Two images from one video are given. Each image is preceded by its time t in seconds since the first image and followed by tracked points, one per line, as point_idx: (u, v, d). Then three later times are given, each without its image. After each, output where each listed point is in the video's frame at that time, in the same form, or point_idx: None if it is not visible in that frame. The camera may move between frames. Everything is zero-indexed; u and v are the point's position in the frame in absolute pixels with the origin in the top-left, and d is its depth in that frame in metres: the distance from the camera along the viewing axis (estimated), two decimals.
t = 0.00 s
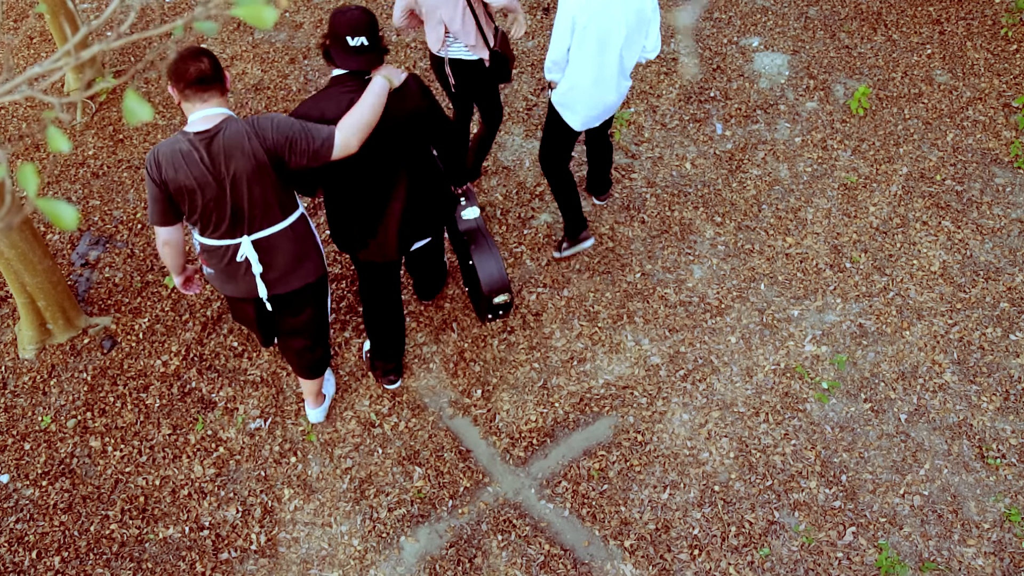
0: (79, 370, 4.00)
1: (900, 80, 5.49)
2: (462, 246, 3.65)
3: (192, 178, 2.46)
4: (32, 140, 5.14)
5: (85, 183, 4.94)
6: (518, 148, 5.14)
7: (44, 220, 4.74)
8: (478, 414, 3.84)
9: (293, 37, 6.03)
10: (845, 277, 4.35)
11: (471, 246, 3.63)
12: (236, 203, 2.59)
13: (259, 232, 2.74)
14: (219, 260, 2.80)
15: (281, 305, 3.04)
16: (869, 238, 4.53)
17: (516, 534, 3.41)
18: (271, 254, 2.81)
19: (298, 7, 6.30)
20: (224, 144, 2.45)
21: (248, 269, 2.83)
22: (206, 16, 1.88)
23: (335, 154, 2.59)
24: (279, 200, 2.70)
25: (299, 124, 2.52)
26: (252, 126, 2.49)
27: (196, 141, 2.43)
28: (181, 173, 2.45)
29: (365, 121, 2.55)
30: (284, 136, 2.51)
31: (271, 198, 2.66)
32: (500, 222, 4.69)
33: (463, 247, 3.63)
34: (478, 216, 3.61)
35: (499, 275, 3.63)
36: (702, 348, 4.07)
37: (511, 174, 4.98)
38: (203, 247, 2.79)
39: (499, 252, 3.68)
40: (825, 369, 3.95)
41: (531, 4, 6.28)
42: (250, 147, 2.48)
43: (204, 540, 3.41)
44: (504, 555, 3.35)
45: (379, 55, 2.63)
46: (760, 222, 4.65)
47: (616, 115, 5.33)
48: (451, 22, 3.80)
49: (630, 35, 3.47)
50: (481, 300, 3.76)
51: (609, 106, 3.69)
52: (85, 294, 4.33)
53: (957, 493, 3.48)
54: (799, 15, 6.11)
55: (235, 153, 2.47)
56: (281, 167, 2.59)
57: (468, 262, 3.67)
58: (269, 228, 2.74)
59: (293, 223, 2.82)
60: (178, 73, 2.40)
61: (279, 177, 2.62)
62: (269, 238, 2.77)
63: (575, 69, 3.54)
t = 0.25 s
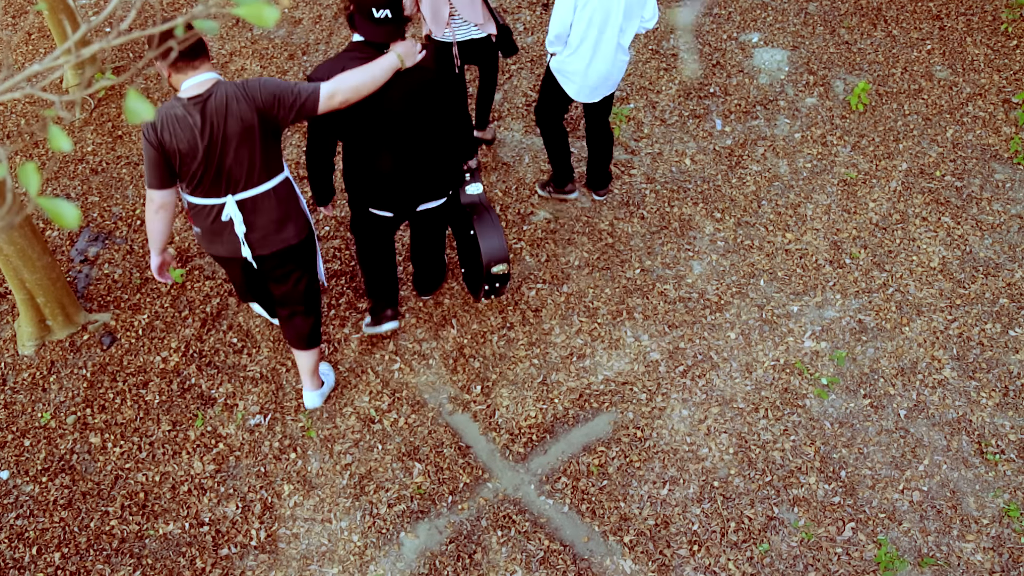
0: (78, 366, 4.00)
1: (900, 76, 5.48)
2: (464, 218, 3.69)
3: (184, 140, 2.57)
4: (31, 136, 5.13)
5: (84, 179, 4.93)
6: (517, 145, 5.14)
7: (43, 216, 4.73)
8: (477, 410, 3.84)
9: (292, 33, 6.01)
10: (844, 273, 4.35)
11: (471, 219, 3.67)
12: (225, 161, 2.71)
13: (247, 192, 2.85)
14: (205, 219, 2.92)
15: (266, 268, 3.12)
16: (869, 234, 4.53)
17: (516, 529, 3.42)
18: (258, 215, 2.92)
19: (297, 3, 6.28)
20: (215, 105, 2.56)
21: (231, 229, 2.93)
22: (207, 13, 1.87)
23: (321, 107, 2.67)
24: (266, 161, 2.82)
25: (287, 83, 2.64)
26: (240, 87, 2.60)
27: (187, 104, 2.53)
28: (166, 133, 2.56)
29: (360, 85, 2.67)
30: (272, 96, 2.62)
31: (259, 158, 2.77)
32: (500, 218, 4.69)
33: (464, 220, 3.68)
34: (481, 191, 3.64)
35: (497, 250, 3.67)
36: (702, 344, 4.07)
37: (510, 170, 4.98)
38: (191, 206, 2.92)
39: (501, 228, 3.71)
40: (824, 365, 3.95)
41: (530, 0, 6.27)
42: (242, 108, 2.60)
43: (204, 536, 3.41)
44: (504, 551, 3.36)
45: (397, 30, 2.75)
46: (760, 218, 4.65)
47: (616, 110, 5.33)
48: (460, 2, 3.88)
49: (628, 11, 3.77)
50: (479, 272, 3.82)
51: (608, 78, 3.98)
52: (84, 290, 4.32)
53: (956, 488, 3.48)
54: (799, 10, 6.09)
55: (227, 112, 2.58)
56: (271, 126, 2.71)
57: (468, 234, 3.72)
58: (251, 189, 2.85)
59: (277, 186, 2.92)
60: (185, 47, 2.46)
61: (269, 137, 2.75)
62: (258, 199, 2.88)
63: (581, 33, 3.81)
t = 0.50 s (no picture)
0: (78, 359, 4.00)
1: (902, 69, 5.46)
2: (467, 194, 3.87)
3: (177, 96, 2.66)
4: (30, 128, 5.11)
5: (83, 171, 4.91)
6: (517, 137, 5.12)
7: (42, 209, 4.72)
8: (477, 403, 3.84)
9: (291, 25, 5.98)
10: (844, 266, 4.34)
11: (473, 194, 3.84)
12: (216, 120, 2.80)
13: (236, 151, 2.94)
14: (193, 176, 3.01)
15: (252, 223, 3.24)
16: (869, 227, 4.52)
17: (516, 522, 3.43)
18: (244, 172, 3.02)
19: None
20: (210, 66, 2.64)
21: (220, 186, 3.04)
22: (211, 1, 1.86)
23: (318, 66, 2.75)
24: (256, 121, 2.91)
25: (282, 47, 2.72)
26: (234, 48, 2.68)
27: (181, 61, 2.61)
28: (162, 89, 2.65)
29: (355, 47, 2.71)
30: (267, 60, 2.71)
31: (248, 118, 2.86)
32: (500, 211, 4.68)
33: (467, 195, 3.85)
34: (483, 167, 3.84)
35: (499, 223, 3.81)
36: (702, 337, 4.07)
37: (510, 162, 4.96)
38: (180, 163, 3.01)
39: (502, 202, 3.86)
40: (824, 358, 3.95)
41: None
42: (237, 70, 2.68)
43: (205, 528, 3.42)
44: (504, 543, 3.36)
45: None
46: (760, 211, 4.64)
47: (616, 103, 5.30)
48: None
49: None
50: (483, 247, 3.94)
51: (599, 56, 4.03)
52: (84, 282, 4.32)
53: (955, 482, 3.49)
54: (801, 2, 6.06)
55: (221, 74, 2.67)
56: (263, 88, 2.80)
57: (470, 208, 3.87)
58: (239, 149, 2.94)
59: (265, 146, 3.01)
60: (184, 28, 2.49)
61: (261, 99, 2.84)
62: (246, 157, 2.99)
63: (570, 12, 3.88)
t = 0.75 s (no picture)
0: (78, 351, 3.99)
1: (903, 61, 5.43)
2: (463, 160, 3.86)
3: (180, 62, 2.73)
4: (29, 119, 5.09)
5: (82, 163, 4.90)
6: (518, 129, 5.10)
7: (41, 200, 4.71)
8: (477, 394, 3.84)
9: (291, 16, 5.95)
10: (845, 258, 4.34)
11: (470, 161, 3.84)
12: (218, 87, 2.87)
13: (239, 118, 3.02)
14: (199, 145, 3.07)
15: (257, 188, 3.33)
16: (869, 220, 4.51)
17: (516, 513, 3.43)
18: (246, 139, 3.11)
19: None
20: (214, 35, 2.71)
21: (225, 154, 3.11)
22: None
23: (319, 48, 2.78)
24: (257, 90, 2.97)
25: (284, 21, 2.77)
26: (239, 19, 2.73)
27: (185, 29, 2.66)
28: (172, 59, 2.71)
29: (354, 21, 2.74)
30: (269, 33, 2.76)
31: (250, 86, 2.93)
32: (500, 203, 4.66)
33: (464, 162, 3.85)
34: (481, 134, 3.80)
35: (496, 188, 3.84)
36: (701, 329, 4.06)
37: (510, 154, 4.94)
38: (185, 133, 3.07)
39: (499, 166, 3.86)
40: (824, 351, 3.95)
41: None
42: (240, 41, 2.74)
43: (205, 520, 3.43)
44: (504, 534, 3.37)
45: None
46: (761, 203, 4.63)
47: (616, 94, 5.28)
48: None
49: None
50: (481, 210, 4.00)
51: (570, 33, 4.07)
52: (84, 274, 4.31)
53: (955, 474, 3.49)
54: None
55: (224, 44, 2.73)
56: (264, 60, 2.85)
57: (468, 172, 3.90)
58: (244, 115, 3.02)
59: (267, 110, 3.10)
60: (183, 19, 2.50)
61: (262, 69, 2.90)
62: (248, 124, 3.06)
63: None
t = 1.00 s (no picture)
0: (78, 341, 3.99)
1: (904, 51, 5.40)
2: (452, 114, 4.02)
3: (191, 22, 2.81)
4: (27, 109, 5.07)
5: (81, 153, 4.88)
6: (517, 119, 5.07)
7: (40, 191, 4.69)
8: (477, 385, 3.84)
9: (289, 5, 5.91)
10: (845, 249, 4.33)
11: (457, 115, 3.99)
12: (227, 51, 2.94)
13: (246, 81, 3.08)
14: (208, 107, 3.14)
15: (262, 152, 3.41)
16: (870, 210, 4.49)
17: (515, 504, 3.44)
18: (254, 101, 3.17)
19: None
20: None
21: (233, 115, 3.18)
22: None
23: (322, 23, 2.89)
24: (265, 55, 3.03)
25: None
26: None
27: None
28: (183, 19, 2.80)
29: None
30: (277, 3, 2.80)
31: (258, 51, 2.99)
32: (500, 193, 4.65)
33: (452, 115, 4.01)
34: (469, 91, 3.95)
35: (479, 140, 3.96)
36: (701, 320, 4.06)
37: (510, 144, 4.92)
38: (193, 94, 3.13)
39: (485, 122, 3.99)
40: (824, 341, 3.95)
41: None
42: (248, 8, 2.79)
43: (206, 510, 3.44)
44: (504, 525, 3.38)
45: None
46: (761, 193, 4.61)
47: (617, 84, 5.26)
48: None
49: None
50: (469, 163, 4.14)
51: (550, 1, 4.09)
52: (83, 265, 4.31)
53: (954, 464, 3.50)
54: None
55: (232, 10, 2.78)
56: (272, 28, 2.90)
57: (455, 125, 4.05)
58: (254, 78, 3.08)
59: (276, 75, 3.17)
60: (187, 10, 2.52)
61: (270, 37, 2.95)
62: (255, 88, 3.13)
63: None
